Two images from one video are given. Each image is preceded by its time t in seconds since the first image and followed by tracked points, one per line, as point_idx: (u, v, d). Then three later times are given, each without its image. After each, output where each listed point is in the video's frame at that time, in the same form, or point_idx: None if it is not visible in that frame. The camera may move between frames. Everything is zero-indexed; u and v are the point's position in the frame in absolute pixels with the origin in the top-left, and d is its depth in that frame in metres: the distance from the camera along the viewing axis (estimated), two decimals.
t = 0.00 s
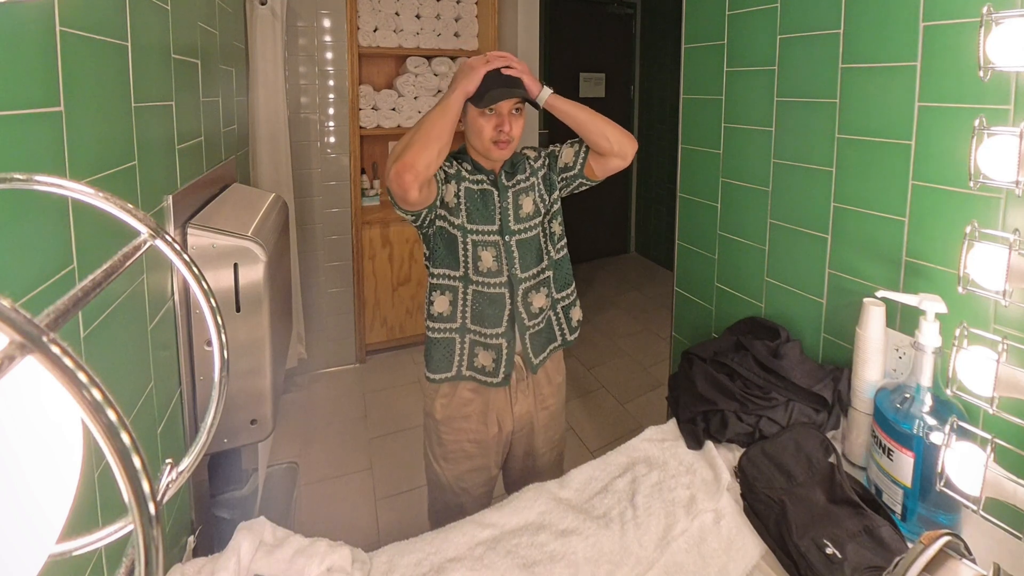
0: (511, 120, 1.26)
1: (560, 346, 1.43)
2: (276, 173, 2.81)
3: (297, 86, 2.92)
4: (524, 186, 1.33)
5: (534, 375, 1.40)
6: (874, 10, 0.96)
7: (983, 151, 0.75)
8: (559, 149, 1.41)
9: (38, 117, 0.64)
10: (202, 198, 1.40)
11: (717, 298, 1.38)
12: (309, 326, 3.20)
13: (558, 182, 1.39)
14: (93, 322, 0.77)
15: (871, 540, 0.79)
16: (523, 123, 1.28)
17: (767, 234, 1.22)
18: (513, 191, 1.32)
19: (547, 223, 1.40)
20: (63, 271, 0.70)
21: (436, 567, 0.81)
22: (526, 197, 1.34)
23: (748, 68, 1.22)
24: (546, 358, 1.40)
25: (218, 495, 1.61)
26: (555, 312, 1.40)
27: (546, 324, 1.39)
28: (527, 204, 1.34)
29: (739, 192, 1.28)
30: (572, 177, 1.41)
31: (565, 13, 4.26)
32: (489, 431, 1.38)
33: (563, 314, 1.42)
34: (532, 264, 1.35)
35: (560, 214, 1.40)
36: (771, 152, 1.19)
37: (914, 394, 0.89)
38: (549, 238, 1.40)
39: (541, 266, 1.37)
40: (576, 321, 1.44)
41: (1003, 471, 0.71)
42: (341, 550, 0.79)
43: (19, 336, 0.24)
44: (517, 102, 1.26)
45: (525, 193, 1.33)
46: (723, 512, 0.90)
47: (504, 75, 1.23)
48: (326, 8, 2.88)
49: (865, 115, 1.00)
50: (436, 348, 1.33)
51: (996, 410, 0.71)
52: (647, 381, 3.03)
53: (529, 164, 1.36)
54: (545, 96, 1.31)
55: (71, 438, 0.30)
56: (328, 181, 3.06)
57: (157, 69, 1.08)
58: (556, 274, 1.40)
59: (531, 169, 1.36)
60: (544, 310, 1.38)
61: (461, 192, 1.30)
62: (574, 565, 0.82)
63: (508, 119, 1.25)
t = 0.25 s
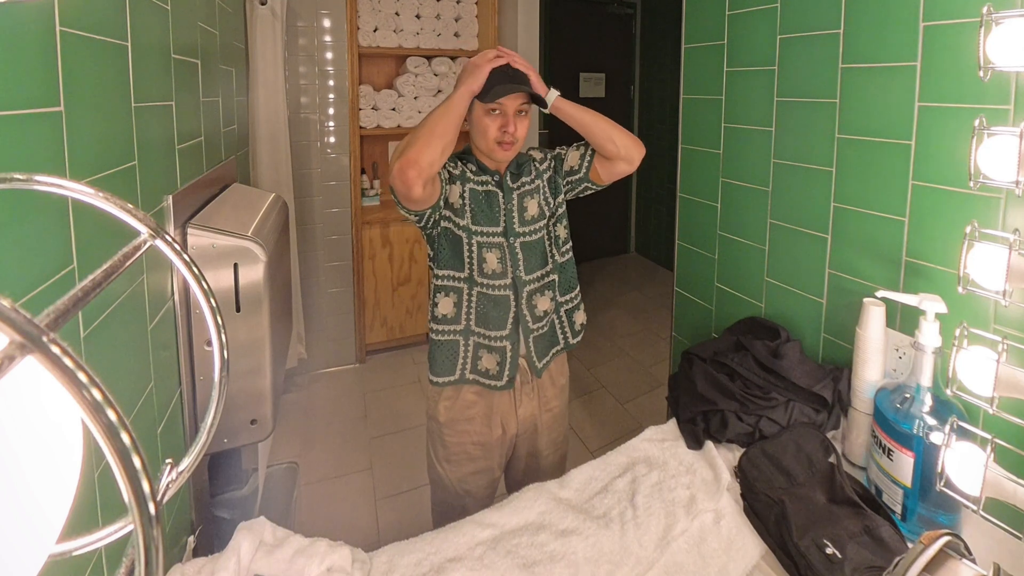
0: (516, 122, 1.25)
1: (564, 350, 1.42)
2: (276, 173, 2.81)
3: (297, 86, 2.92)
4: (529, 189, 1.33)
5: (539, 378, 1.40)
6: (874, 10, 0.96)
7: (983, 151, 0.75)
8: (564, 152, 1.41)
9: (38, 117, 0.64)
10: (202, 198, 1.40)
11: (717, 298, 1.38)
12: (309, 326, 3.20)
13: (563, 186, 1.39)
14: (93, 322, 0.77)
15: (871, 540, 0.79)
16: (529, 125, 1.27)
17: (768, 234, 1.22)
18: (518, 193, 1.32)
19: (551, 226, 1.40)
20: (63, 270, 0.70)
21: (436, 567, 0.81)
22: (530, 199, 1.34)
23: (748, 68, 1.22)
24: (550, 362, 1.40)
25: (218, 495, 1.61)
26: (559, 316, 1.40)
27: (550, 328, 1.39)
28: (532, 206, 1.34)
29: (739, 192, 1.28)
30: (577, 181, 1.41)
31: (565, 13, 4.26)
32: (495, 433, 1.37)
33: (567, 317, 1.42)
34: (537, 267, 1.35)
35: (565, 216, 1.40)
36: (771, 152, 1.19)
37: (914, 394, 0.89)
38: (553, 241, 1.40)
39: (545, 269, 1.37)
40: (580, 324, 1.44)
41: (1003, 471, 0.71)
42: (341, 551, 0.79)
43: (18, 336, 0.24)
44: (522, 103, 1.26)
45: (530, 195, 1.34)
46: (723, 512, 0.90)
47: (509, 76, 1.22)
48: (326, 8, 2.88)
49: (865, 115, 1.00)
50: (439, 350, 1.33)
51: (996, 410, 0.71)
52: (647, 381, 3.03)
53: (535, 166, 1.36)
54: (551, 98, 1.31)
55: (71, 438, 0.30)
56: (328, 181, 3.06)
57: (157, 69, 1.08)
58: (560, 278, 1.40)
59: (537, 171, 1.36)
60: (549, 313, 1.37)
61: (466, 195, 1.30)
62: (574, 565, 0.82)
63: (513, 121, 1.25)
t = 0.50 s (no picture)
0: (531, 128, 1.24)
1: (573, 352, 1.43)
2: (276, 173, 2.81)
3: (296, 86, 2.92)
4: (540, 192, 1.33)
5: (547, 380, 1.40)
6: (874, 10, 0.96)
7: (983, 151, 0.75)
8: (578, 156, 1.41)
9: (38, 117, 0.65)
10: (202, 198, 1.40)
11: (717, 298, 1.38)
12: (309, 326, 3.20)
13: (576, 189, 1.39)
14: (93, 322, 0.77)
15: (871, 540, 0.79)
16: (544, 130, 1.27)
17: (768, 234, 1.22)
18: (531, 196, 1.31)
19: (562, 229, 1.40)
20: (63, 271, 0.70)
21: (436, 567, 0.81)
22: (543, 202, 1.33)
23: (748, 68, 1.22)
24: (559, 366, 1.41)
25: (218, 495, 1.61)
26: (569, 319, 1.40)
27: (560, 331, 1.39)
28: (545, 209, 1.34)
29: (739, 192, 1.28)
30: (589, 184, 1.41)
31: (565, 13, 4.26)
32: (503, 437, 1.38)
33: (577, 321, 1.41)
34: (548, 270, 1.35)
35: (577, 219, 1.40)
36: (771, 152, 1.19)
37: (914, 394, 0.89)
38: (564, 245, 1.40)
39: (556, 272, 1.37)
40: (590, 328, 1.44)
41: (1004, 471, 0.71)
42: (341, 551, 0.79)
43: (19, 336, 0.24)
44: (538, 108, 1.25)
45: (542, 198, 1.33)
46: (723, 512, 0.90)
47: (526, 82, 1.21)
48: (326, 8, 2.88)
49: (865, 115, 1.00)
50: (450, 353, 1.33)
51: (996, 410, 0.71)
52: (647, 381, 3.03)
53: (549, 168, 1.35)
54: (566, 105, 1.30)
55: (71, 438, 0.30)
56: (328, 181, 3.06)
57: (157, 69, 1.08)
58: (570, 281, 1.40)
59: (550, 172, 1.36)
60: (559, 316, 1.38)
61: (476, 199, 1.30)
62: (574, 565, 0.82)
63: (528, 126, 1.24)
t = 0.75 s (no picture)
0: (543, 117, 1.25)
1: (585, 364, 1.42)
2: (276, 173, 2.81)
3: (297, 86, 2.92)
4: (545, 208, 1.32)
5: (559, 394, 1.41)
6: (874, 11, 0.96)
7: (983, 151, 0.75)
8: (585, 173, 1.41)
9: (38, 117, 0.65)
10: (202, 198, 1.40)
11: (717, 298, 1.38)
12: (309, 326, 3.20)
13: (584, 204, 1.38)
14: (93, 322, 0.77)
15: (871, 540, 0.79)
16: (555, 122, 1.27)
17: (768, 234, 1.22)
18: (540, 210, 1.31)
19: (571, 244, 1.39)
20: (63, 270, 0.70)
21: (436, 567, 0.81)
22: (554, 217, 1.32)
23: (748, 68, 1.22)
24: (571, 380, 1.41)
25: (218, 495, 1.62)
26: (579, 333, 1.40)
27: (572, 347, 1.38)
28: (555, 224, 1.33)
29: (739, 192, 1.28)
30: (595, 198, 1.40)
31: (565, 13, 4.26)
32: (510, 436, 1.37)
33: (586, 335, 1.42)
34: (558, 286, 1.34)
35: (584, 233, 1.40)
36: (771, 152, 1.19)
37: (914, 394, 0.89)
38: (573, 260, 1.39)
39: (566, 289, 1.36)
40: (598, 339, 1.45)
41: (1004, 471, 0.71)
42: (341, 551, 0.79)
43: (19, 336, 0.24)
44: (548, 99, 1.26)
45: (553, 213, 1.32)
46: (723, 512, 0.90)
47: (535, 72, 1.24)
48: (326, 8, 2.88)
49: (865, 115, 1.00)
50: (467, 380, 1.32)
51: (996, 410, 0.71)
52: (647, 381, 3.02)
53: (561, 182, 1.34)
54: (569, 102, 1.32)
55: (71, 438, 0.30)
56: (328, 181, 3.06)
57: (157, 69, 1.08)
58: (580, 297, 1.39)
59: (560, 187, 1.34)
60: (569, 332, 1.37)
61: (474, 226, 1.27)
62: (574, 565, 0.82)
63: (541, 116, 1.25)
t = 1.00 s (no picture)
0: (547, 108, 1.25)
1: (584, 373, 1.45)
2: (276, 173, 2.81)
3: (296, 86, 2.92)
4: (553, 225, 1.30)
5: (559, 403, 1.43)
6: (874, 10, 0.96)
7: (983, 151, 0.75)
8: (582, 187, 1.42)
9: (38, 117, 0.65)
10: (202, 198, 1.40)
11: (717, 298, 1.38)
12: (309, 326, 3.20)
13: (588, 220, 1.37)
14: (93, 322, 0.77)
15: (871, 540, 0.79)
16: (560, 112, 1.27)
17: (768, 234, 1.22)
18: (548, 228, 1.29)
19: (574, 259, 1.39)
20: (63, 270, 0.70)
21: (436, 567, 0.81)
22: (561, 233, 1.31)
23: (748, 68, 1.22)
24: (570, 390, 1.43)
25: (217, 495, 1.62)
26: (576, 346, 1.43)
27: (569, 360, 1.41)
28: (562, 240, 1.32)
29: (739, 193, 1.28)
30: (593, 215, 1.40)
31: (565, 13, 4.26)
32: (511, 439, 1.35)
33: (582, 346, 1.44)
34: (560, 302, 1.35)
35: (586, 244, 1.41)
36: (771, 152, 1.19)
37: (914, 394, 0.89)
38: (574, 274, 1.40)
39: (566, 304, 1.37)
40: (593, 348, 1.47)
41: (1004, 471, 0.71)
42: (341, 551, 0.79)
43: (19, 336, 0.24)
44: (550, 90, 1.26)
45: (561, 228, 1.31)
46: (723, 512, 0.90)
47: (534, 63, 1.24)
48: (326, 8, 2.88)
49: (865, 115, 1.00)
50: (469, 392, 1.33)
51: (996, 410, 0.71)
52: (647, 381, 3.03)
53: (574, 196, 1.32)
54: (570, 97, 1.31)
55: (71, 438, 0.30)
56: (328, 181, 3.06)
57: (157, 69, 1.08)
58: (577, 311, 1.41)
59: (568, 201, 1.32)
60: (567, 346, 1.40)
61: (478, 246, 1.25)
62: (574, 565, 0.82)
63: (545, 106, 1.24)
